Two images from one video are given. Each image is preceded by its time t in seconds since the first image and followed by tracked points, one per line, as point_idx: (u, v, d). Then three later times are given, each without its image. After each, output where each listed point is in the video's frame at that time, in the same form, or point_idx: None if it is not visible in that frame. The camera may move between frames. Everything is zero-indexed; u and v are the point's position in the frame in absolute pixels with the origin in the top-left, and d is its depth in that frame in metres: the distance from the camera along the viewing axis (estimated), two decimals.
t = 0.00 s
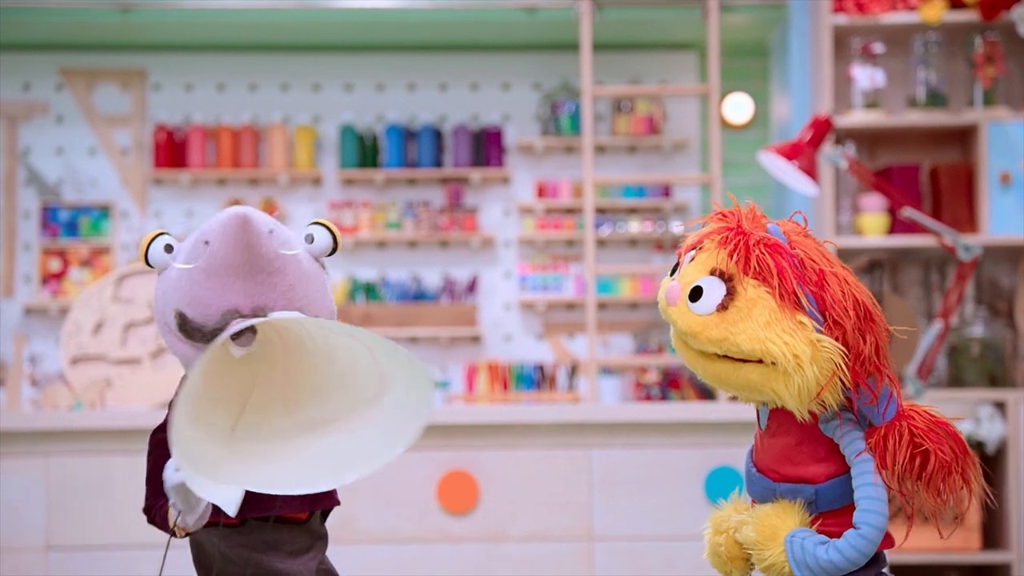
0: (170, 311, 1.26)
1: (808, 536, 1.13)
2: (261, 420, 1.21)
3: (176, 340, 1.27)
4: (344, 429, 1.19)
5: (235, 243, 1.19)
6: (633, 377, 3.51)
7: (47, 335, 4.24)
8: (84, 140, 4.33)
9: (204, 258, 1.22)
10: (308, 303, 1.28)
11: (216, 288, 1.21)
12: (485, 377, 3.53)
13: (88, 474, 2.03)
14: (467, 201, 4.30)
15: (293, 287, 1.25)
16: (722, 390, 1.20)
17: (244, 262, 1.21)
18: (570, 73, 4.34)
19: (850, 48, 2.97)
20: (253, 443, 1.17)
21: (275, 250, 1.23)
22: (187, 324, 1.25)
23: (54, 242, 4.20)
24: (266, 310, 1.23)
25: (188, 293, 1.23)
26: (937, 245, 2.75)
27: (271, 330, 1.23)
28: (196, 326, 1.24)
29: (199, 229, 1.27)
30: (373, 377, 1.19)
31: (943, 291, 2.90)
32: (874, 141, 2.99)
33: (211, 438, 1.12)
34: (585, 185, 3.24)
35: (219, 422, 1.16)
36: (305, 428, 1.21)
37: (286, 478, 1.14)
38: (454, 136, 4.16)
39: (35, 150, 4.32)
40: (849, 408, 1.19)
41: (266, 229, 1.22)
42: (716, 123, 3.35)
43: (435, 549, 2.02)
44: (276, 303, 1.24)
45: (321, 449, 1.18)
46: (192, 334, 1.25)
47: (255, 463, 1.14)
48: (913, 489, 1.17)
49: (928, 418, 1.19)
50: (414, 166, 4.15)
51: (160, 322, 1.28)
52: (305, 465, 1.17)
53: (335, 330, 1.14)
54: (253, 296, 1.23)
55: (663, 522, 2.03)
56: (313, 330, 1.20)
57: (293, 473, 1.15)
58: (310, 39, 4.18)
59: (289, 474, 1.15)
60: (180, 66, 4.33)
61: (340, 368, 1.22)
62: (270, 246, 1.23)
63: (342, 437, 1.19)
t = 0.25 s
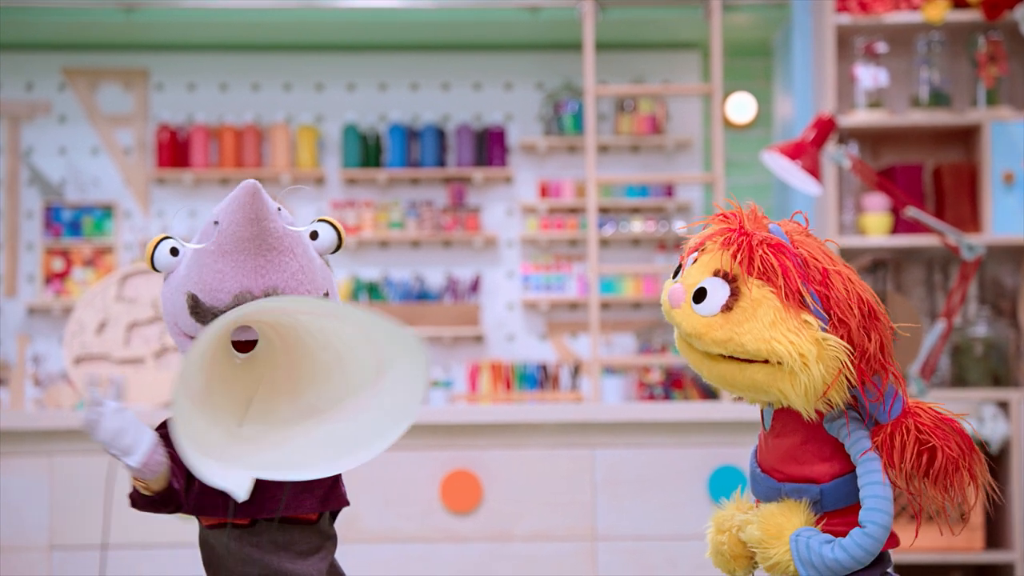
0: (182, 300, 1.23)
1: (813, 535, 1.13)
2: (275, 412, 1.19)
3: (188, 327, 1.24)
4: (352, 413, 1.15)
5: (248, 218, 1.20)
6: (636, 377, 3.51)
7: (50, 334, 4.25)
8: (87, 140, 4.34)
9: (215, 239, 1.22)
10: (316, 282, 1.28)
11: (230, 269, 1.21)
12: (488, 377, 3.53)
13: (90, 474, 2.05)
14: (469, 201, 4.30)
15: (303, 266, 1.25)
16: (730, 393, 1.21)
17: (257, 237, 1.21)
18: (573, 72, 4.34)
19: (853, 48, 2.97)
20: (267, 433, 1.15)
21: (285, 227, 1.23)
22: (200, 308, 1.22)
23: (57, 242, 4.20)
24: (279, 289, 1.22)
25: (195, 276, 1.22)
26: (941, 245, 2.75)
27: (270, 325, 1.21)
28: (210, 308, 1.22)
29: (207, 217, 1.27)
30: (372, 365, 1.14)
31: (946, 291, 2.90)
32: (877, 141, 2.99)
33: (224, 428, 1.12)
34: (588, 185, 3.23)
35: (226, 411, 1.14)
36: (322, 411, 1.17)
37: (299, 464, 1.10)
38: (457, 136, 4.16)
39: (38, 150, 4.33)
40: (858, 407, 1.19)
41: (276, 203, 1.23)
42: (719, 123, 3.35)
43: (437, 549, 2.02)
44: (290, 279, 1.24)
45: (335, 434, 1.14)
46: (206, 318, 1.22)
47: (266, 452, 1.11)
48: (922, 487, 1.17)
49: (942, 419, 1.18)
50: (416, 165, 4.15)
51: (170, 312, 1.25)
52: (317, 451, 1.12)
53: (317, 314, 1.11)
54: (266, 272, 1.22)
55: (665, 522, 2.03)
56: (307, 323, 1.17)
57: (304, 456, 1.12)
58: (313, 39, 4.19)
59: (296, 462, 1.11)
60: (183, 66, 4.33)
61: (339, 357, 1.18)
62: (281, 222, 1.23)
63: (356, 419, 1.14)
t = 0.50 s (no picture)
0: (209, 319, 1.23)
1: (779, 533, 1.10)
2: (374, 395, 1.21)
3: (211, 344, 1.24)
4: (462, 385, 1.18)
5: (298, 250, 1.22)
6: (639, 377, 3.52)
7: (52, 334, 4.24)
8: (90, 140, 4.34)
9: (254, 264, 1.23)
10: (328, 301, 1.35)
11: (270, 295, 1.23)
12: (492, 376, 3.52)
13: (92, 474, 2.05)
14: (472, 201, 4.31)
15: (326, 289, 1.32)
16: (754, 408, 1.18)
17: (302, 268, 1.24)
18: (576, 72, 4.34)
19: (857, 48, 2.98)
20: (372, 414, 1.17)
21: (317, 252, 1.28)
22: (231, 329, 1.23)
23: (61, 242, 4.20)
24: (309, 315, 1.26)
25: (223, 292, 1.23)
26: (944, 244, 2.76)
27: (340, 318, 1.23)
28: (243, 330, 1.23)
29: (230, 231, 1.25)
30: (473, 330, 1.18)
31: (949, 290, 2.90)
32: (880, 141, 3.00)
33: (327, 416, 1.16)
34: (592, 184, 3.24)
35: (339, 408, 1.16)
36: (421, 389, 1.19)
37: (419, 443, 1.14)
38: (460, 136, 4.15)
39: (41, 150, 4.32)
40: (881, 398, 1.18)
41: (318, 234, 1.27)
42: (722, 122, 3.36)
43: (438, 549, 2.02)
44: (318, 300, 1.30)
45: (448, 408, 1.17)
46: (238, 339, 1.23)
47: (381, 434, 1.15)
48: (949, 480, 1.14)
49: (977, 412, 1.16)
50: (420, 165, 4.15)
51: (181, 325, 1.25)
52: (436, 426, 1.16)
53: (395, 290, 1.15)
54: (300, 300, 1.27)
55: (667, 523, 2.04)
56: (392, 304, 1.20)
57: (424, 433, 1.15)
58: (315, 39, 4.19)
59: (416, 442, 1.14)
60: (186, 66, 4.33)
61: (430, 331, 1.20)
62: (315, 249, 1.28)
63: (472, 385, 1.17)
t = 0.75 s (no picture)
0: (217, 321, 1.21)
1: (802, 531, 1.16)
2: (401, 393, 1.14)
3: (223, 345, 1.22)
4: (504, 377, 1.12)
5: (298, 234, 1.23)
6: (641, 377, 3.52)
7: (55, 335, 4.25)
8: (92, 140, 4.34)
9: (256, 256, 1.22)
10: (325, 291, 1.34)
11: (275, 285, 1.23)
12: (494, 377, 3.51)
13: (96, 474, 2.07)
14: (475, 201, 4.31)
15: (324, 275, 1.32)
16: (776, 386, 1.22)
17: (302, 253, 1.24)
18: (577, 72, 4.34)
19: (859, 48, 2.98)
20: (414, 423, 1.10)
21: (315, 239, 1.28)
22: (242, 328, 1.22)
23: (63, 242, 4.20)
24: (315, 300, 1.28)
25: (225, 290, 1.22)
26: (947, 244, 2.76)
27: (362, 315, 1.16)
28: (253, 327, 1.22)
29: (224, 227, 1.25)
30: (503, 330, 1.12)
31: (952, 291, 2.90)
32: (883, 141, 3.00)
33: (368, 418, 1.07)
34: (595, 185, 3.22)
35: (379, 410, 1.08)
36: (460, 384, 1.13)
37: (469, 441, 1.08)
38: (462, 136, 4.15)
39: (43, 151, 4.33)
40: (906, 384, 1.19)
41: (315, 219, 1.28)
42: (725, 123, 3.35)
43: (441, 549, 2.02)
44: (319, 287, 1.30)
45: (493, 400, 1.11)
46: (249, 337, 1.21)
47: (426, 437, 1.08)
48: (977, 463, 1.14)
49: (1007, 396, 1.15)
50: (422, 165, 4.15)
51: (185, 337, 1.22)
52: (479, 422, 1.10)
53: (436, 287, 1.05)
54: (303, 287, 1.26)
55: (670, 524, 2.04)
56: (416, 301, 1.13)
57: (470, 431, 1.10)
58: (317, 40, 4.19)
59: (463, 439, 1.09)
60: (188, 66, 4.33)
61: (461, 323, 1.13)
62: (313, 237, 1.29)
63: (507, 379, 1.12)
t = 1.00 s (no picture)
0: (226, 300, 1.27)
1: (809, 538, 1.20)
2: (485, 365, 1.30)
3: (232, 325, 1.27)
4: (563, 358, 1.30)
5: (298, 209, 1.30)
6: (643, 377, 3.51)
7: (57, 335, 4.25)
8: (94, 140, 4.34)
9: (257, 234, 1.29)
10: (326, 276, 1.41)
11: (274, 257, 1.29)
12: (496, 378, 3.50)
13: (99, 474, 2.07)
14: (477, 201, 4.31)
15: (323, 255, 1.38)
16: (778, 392, 1.25)
17: (303, 228, 1.31)
18: (580, 72, 4.34)
19: (861, 48, 2.98)
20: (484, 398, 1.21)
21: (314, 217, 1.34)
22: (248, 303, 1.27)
23: (65, 242, 4.21)
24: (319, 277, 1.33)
25: (232, 271, 1.28)
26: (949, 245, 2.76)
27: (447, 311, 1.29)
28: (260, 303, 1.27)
29: (223, 215, 1.32)
30: (568, 297, 1.30)
31: (954, 291, 2.90)
32: (885, 141, 3.00)
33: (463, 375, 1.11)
34: (598, 185, 3.21)
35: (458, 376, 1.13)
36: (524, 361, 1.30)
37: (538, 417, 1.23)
38: (464, 136, 4.16)
39: (45, 151, 4.33)
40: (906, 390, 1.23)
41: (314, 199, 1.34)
42: (727, 123, 3.35)
43: (444, 549, 2.02)
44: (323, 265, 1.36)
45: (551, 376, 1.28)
46: (256, 312, 1.27)
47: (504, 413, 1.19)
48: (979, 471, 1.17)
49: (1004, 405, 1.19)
50: (424, 165, 4.15)
51: (194, 325, 1.27)
52: (569, 379, 1.29)
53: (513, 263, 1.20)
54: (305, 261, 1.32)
55: (672, 524, 2.04)
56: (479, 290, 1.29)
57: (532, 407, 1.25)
58: (319, 40, 4.19)
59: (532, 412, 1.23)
60: (190, 66, 4.33)
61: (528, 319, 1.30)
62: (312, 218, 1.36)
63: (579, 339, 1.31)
